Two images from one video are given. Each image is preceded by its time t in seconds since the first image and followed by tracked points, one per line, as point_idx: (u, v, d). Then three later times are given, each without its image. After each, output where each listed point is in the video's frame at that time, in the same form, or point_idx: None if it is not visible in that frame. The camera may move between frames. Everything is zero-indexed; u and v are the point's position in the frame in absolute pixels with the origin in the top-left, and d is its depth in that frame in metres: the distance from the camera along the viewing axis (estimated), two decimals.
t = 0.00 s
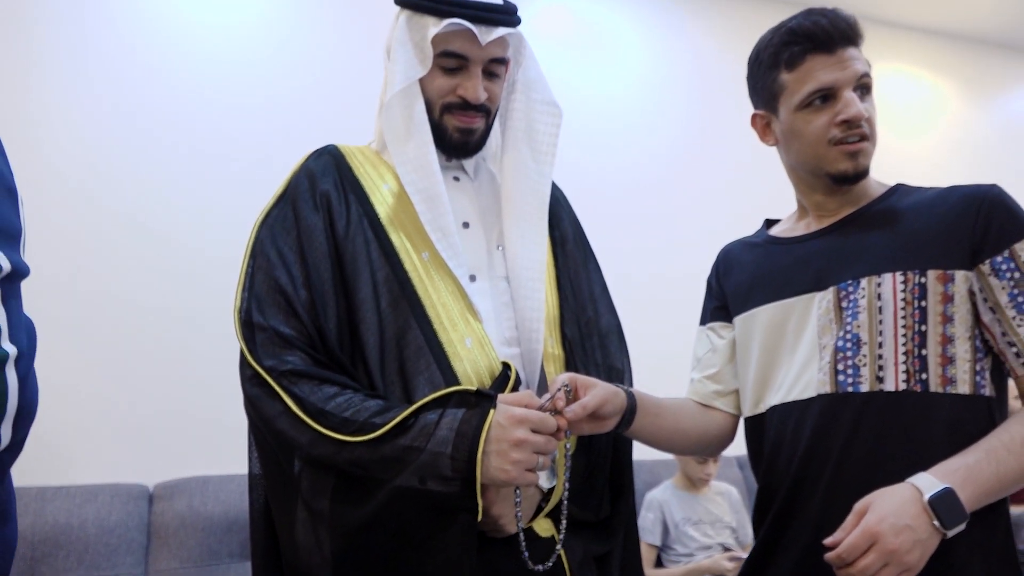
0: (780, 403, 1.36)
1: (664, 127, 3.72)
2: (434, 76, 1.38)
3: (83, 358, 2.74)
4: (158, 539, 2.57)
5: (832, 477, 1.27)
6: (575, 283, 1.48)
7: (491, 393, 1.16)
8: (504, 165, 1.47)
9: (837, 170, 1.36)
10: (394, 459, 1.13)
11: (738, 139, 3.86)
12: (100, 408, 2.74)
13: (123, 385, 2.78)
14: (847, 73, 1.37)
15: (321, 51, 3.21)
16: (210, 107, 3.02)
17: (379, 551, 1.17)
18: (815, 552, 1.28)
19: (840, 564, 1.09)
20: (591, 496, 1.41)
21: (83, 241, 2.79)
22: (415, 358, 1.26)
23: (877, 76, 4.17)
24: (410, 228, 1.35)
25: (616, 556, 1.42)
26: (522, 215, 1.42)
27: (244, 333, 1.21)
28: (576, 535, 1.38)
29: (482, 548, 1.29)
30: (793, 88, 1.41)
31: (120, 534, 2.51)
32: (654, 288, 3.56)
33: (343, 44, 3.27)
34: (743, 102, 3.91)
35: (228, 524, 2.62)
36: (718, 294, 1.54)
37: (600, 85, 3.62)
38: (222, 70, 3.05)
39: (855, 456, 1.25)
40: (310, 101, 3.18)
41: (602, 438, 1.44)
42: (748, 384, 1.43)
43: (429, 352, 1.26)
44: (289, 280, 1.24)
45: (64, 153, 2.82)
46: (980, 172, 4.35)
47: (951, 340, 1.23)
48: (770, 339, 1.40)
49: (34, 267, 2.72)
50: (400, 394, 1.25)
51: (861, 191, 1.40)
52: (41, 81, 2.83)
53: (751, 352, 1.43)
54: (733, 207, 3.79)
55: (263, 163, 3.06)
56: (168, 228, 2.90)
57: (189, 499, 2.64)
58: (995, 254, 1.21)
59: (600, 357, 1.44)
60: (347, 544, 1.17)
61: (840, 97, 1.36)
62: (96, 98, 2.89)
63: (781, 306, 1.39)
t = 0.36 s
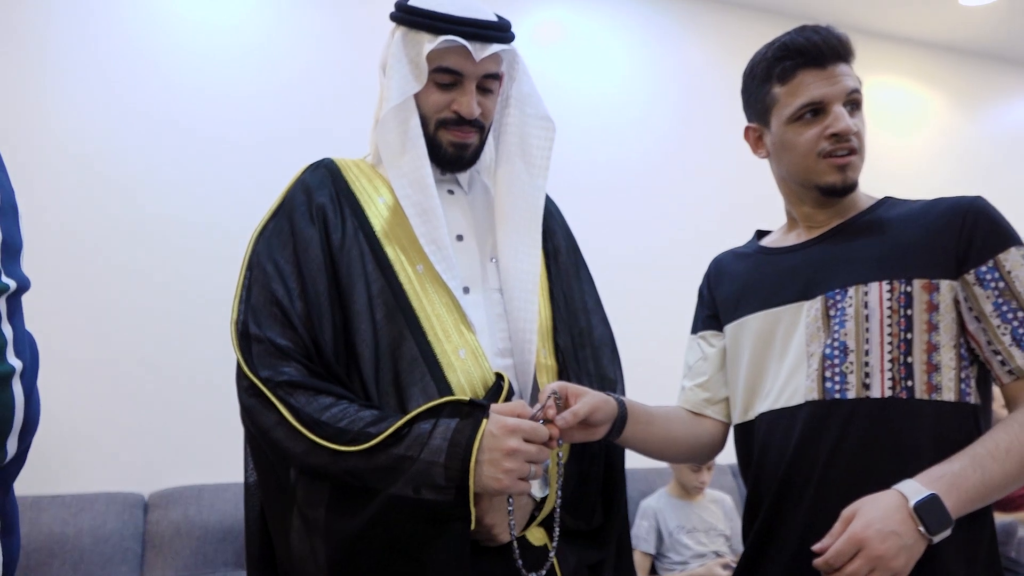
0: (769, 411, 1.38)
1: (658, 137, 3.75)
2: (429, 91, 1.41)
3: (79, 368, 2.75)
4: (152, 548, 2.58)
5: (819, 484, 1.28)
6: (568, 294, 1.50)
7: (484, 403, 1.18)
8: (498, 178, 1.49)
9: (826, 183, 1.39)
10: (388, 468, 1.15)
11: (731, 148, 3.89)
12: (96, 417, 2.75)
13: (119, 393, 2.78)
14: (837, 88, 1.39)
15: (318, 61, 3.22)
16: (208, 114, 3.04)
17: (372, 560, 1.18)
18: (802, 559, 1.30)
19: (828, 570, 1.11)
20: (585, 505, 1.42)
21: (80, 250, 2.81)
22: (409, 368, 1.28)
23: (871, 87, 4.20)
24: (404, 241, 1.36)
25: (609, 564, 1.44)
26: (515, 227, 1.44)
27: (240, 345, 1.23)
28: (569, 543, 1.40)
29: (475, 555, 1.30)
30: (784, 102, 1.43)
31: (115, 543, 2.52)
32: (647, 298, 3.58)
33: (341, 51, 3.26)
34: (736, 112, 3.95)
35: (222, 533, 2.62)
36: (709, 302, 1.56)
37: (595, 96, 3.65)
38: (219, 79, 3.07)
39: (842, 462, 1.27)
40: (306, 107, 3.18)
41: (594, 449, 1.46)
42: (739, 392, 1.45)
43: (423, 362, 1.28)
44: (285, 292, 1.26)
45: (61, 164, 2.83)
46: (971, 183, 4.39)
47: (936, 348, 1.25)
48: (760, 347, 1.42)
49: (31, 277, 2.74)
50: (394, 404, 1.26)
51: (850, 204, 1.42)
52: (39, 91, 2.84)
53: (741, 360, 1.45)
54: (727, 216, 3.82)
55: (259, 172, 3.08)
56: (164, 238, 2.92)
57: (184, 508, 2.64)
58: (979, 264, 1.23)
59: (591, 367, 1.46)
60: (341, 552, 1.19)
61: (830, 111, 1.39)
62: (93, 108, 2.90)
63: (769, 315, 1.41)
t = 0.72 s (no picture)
0: (756, 417, 1.40)
1: (651, 143, 3.77)
2: (423, 100, 1.42)
3: (73, 371, 2.75)
4: (144, 551, 2.58)
5: (805, 489, 1.30)
6: (560, 301, 1.51)
7: (474, 408, 1.20)
8: (491, 185, 1.51)
9: (816, 194, 1.41)
10: (380, 472, 1.16)
11: (724, 155, 3.92)
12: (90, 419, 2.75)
13: (113, 395, 2.79)
14: (829, 102, 1.41)
15: (313, 65, 3.24)
16: (204, 118, 3.05)
17: (364, 563, 1.19)
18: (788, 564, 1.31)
19: None
20: (574, 510, 1.44)
21: (75, 252, 2.82)
22: (402, 374, 1.29)
23: (863, 95, 4.24)
24: (398, 248, 1.38)
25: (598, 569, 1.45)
26: (507, 234, 1.46)
27: (235, 350, 1.24)
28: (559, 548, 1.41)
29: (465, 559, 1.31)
30: (776, 114, 1.45)
31: (107, 546, 2.52)
32: (639, 304, 3.61)
33: (338, 56, 3.28)
34: (728, 119, 3.97)
35: (214, 536, 2.62)
36: (698, 309, 1.58)
37: (590, 102, 3.68)
38: (215, 84, 3.08)
39: (828, 468, 1.28)
40: (301, 110, 3.19)
41: (584, 455, 1.48)
42: (726, 398, 1.47)
43: (415, 368, 1.29)
44: (279, 298, 1.27)
45: (56, 167, 2.84)
46: (964, 192, 4.41)
47: (920, 356, 1.27)
48: (748, 353, 1.44)
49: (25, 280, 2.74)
50: (386, 408, 1.28)
51: (838, 215, 1.44)
52: (36, 92, 2.86)
53: (729, 365, 1.46)
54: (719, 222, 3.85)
55: (255, 176, 3.09)
56: (159, 240, 2.92)
57: (177, 511, 2.64)
58: (963, 273, 1.25)
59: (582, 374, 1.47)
60: (333, 556, 1.20)
61: (820, 124, 1.41)
62: (89, 111, 2.91)
63: (757, 321, 1.43)
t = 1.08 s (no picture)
0: (738, 424, 1.41)
1: (640, 149, 3.80)
2: (412, 105, 1.44)
3: (60, 370, 2.75)
4: (130, 552, 2.57)
5: (787, 496, 1.31)
6: (546, 306, 1.53)
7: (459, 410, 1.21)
8: (480, 190, 1.52)
9: (800, 204, 1.43)
10: (365, 474, 1.17)
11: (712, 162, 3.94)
12: (76, 419, 2.74)
13: (101, 395, 2.78)
14: (813, 113, 1.43)
15: (303, 68, 3.24)
16: (195, 119, 3.05)
17: (348, 565, 1.20)
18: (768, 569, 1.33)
19: None
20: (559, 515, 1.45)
21: (65, 250, 2.81)
22: (388, 377, 1.30)
23: (850, 104, 4.28)
24: (385, 252, 1.39)
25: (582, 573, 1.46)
26: (495, 240, 1.47)
27: (221, 353, 1.25)
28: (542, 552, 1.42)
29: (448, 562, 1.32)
30: (761, 124, 1.47)
31: (92, 546, 2.51)
32: (628, 309, 3.63)
33: (332, 58, 3.30)
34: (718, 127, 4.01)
35: (200, 538, 2.61)
36: (684, 315, 1.60)
37: (582, 107, 3.71)
38: (207, 85, 3.09)
39: (810, 476, 1.30)
40: (292, 112, 3.20)
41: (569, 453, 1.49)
42: (710, 404, 1.49)
43: (402, 372, 1.30)
44: (267, 301, 1.28)
45: (47, 166, 2.84)
46: (951, 202, 4.45)
47: (899, 367, 1.29)
48: (731, 361, 1.45)
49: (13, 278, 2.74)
50: (372, 411, 1.28)
51: (822, 224, 1.46)
52: (27, 91, 2.86)
53: (713, 373, 1.48)
54: (707, 229, 3.88)
55: (247, 177, 3.09)
56: (149, 241, 2.92)
57: (163, 511, 2.63)
58: (944, 287, 1.27)
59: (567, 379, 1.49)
60: (317, 558, 1.20)
61: (804, 134, 1.43)
62: (80, 111, 2.91)
63: (741, 330, 1.45)
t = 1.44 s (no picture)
0: (726, 431, 1.42)
1: (629, 155, 3.82)
2: (398, 112, 1.44)
3: (49, 378, 2.74)
4: (119, 560, 2.55)
5: (774, 500, 1.32)
6: (536, 312, 1.53)
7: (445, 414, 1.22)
8: (468, 197, 1.53)
9: (784, 211, 1.44)
10: (353, 479, 1.17)
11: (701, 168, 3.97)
12: (65, 427, 2.73)
13: (90, 402, 2.77)
14: (796, 120, 1.45)
15: (292, 75, 3.25)
16: (185, 126, 3.05)
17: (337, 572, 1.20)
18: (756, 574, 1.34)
19: None
20: (549, 521, 1.45)
21: (54, 257, 2.81)
22: (376, 385, 1.30)
23: (837, 111, 4.31)
24: (373, 260, 1.39)
25: None
26: (483, 247, 1.48)
27: (210, 362, 1.25)
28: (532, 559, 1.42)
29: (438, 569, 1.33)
30: (744, 132, 1.48)
31: (82, 555, 2.49)
32: (618, 313, 3.64)
33: (321, 64, 3.30)
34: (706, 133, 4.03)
35: (190, 546, 2.60)
36: (672, 322, 1.60)
37: (571, 112, 3.73)
38: (196, 92, 3.09)
39: (797, 481, 1.31)
40: (282, 119, 3.20)
41: (559, 456, 1.49)
42: (697, 410, 1.50)
43: (390, 379, 1.31)
44: (255, 310, 1.29)
45: (35, 174, 2.83)
46: (939, 206, 4.49)
47: (885, 374, 1.30)
48: (719, 368, 1.46)
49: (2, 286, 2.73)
50: (360, 419, 1.29)
51: (807, 231, 1.47)
52: (16, 99, 2.85)
53: (701, 380, 1.49)
54: (696, 234, 3.90)
55: (237, 183, 3.09)
56: (138, 248, 2.92)
57: (153, 520, 2.62)
58: (928, 295, 1.28)
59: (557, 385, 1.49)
60: (306, 566, 1.20)
61: (788, 142, 1.44)
62: (68, 118, 2.90)
63: (729, 337, 1.46)
